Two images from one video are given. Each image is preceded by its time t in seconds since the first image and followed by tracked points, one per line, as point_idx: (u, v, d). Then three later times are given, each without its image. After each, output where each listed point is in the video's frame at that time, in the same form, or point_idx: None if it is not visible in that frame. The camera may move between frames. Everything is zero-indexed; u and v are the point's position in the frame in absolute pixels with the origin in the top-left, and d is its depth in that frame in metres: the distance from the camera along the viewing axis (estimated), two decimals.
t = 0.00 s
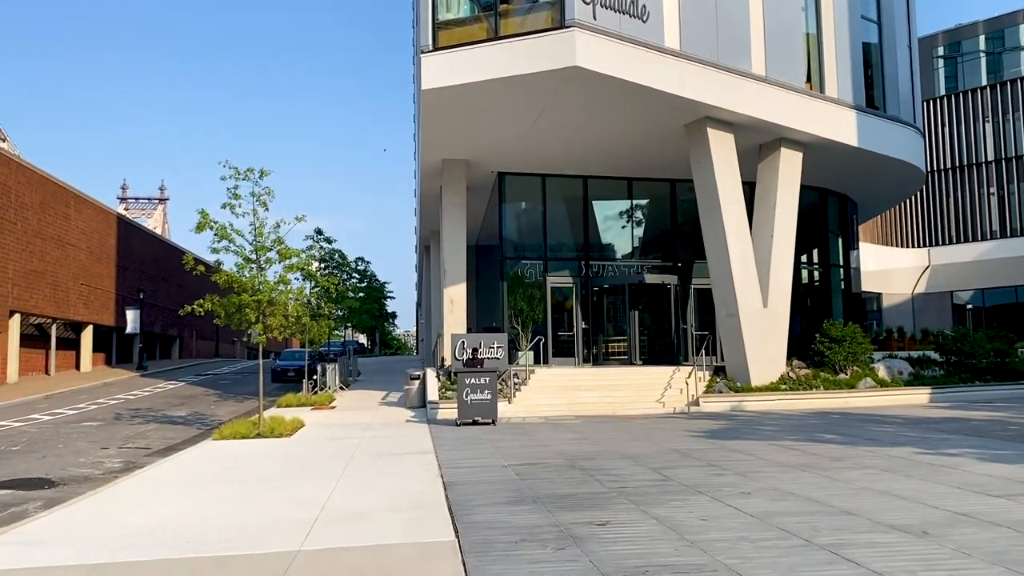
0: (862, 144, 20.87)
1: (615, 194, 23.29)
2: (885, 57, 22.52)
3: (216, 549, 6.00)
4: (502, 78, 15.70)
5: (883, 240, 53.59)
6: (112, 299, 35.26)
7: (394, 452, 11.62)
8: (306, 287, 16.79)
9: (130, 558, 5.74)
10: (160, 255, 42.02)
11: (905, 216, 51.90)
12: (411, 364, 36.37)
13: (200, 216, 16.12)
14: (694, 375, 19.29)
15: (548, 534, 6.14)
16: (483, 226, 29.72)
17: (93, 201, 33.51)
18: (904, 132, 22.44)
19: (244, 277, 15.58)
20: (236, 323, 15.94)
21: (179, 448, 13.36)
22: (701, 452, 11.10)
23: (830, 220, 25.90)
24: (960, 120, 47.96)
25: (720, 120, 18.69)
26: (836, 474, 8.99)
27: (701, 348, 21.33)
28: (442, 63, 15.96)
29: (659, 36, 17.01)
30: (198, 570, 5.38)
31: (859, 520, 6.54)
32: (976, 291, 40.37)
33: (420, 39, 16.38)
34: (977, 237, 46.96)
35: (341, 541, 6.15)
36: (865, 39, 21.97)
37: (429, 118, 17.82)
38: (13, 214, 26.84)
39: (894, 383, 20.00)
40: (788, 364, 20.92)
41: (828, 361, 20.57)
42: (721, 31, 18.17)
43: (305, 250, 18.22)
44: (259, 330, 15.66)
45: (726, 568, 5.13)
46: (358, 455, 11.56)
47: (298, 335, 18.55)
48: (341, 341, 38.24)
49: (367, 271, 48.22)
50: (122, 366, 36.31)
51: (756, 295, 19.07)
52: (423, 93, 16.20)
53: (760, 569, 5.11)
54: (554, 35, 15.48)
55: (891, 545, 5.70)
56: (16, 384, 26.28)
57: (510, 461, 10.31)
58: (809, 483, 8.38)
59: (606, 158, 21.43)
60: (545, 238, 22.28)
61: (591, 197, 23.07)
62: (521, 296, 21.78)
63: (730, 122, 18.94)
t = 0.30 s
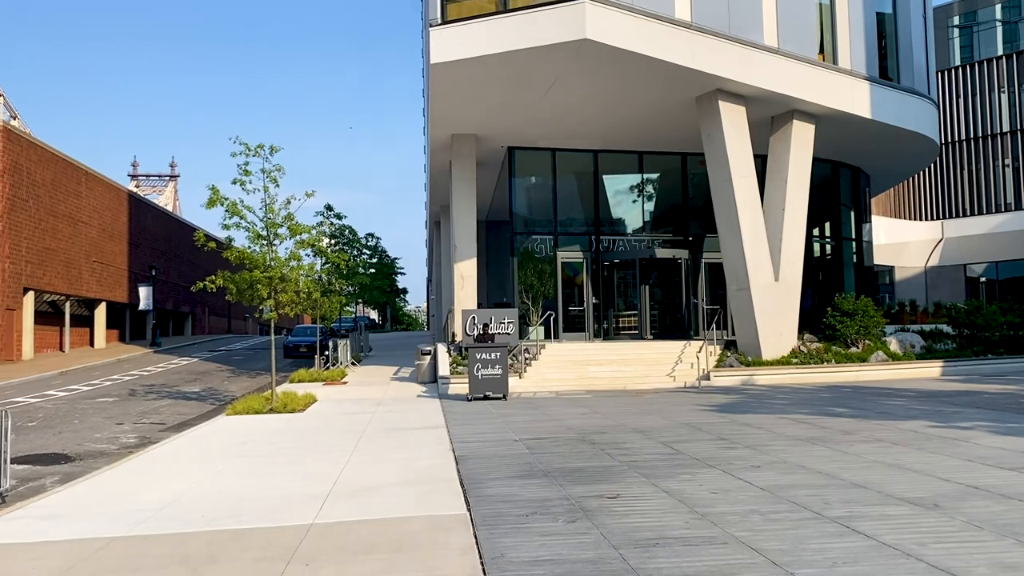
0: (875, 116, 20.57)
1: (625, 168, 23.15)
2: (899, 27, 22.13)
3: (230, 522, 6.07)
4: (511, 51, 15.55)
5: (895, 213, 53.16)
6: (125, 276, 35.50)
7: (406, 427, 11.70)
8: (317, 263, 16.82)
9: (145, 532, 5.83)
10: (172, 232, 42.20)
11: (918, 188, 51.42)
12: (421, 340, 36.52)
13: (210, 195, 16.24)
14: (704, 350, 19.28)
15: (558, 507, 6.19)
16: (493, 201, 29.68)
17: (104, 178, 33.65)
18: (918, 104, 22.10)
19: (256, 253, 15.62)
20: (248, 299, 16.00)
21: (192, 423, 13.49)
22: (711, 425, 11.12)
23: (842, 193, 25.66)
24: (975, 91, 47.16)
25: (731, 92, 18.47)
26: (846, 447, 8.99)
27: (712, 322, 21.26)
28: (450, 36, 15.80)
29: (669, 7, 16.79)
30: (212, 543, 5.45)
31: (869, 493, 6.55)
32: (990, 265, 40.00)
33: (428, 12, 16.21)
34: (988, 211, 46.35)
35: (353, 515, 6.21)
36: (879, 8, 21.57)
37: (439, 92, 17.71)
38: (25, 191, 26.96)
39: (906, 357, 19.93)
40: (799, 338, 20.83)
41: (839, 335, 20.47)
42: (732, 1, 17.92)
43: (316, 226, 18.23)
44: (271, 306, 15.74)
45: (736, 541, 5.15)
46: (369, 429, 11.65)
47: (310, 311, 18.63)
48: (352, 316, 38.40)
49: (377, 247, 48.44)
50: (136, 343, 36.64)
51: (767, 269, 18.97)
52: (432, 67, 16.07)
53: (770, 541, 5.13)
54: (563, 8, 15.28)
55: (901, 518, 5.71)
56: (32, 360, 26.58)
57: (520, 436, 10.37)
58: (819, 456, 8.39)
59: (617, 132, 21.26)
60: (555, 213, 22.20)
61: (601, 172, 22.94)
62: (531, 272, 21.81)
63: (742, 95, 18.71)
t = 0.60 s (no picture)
0: (888, 93, 20.32)
1: (635, 149, 23.01)
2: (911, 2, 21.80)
3: (244, 504, 6.14)
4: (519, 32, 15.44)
5: (907, 191, 52.70)
6: (137, 260, 35.67)
7: (417, 409, 11.76)
8: (327, 246, 16.85)
9: (162, 513, 5.91)
10: (182, 216, 42.34)
11: (930, 166, 50.90)
12: (431, 322, 36.59)
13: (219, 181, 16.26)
14: (715, 330, 19.25)
15: (569, 487, 6.22)
16: (502, 183, 29.60)
17: (115, 163, 33.75)
18: (931, 81, 21.82)
19: (266, 237, 15.65)
20: (259, 283, 16.06)
21: (205, 406, 13.59)
22: (721, 406, 11.13)
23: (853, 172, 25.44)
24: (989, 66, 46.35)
25: (742, 70, 18.29)
26: (857, 427, 8.97)
27: (722, 303, 21.19)
28: (457, 17, 15.69)
29: None
30: (226, 524, 5.51)
31: (880, 473, 6.54)
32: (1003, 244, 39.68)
33: None
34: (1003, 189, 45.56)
35: (366, 496, 6.27)
36: None
37: (446, 74, 17.60)
38: (36, 176, 27.08)
39: (917, 336, 19.82)
40: (810, 318, 20.74)
41: (851, 315, 20.36)
42: None
43: (325, 209, 18.22)
44: (281, 289, 15.80)
45: (747, 520, 5.17)
46: (381, 411, 11.73)
47: (320, 295, 18.67)
48: (363, 299, 38.51)
49: (386, 230, 48.56)
50: (148, 327, 36.88)
51: (778, 249, 18.87)
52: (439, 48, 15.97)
53: (780, 521, 5.13)
54: None
55: (912, 497, 5.70)
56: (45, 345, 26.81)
57: (531, 417, 10.40)
58: (829, 436, 8.38)
59: (626, 112, 21.12)
60: (565, 194, 22.12)
61: (611, 152, 22.81)
62: (540, 254, 21.81)
63: (753, 73, 18.52)
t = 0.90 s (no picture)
0: (901, 74, 20.07)
1: (646, 133, 22.87)
2: None
3: (262, 491, 6.17)
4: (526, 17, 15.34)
5: (920, 173, 52.18)
6: (149, 249, 35.87)
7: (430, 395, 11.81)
8: (338, 234, 16.90)
9: (179, 500, 5.97)
10: (194, 205, 42.54)
11: (944, 147, 50.30)
12: (443, 309, 36.65)
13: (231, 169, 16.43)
14: (727, 315, 19.20)
15: (583, 473, 6.22)
16: (511, 168, 29.53)
17: (126, 152, 33.90)
18: (945, 61, 21.54)
19: (277, 225, 15.69)
20: (272, 271, 16.12)
21: (220, 394, 13.69)
22: (734, 390, 11.11)
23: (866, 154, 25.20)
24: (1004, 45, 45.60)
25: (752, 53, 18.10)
26: (870, 410, 8.94)
27: (735, 287, 21.10)
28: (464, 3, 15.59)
29: None
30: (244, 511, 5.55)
31: (894, 456, 6.51)
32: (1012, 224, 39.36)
33: None
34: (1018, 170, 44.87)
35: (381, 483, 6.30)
36: None
37: (453, 60, 17.52)
38: (49, 166, 27.25)
39: (931, 319, 19.68)
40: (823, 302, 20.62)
41: (864, 298, 20.23)
42: None
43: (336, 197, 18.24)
44: (294, 278, 15.86)
45: (760, 504, 5.16)
46: (394, 398, 11.77)
47: (331, 282, 18.73)
48: (374, 286, 38.61)
49: (396, 217, 48.58)
50: (162, 315, 37.14)
51: (790, 232, 18.74)
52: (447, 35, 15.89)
53: (793, 505, 5.12)
54: None
55: (926, 480, 5.68)
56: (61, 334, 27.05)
57: (543, 403, 10.42)
58: (843, 420, 8.35)
59: (637, 96, 20.99)
60: (575, 179, 22.06)
61: (621, 136, 22.68)
62: (552, 239, 21.68)
63: (764, 55, 18.33)
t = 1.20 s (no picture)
0: (911, 64, 19.89)
1: (654, 124, 22.78)
2: None
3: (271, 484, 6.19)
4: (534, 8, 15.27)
5: (930, 163, 51.79)
6: (159, 245, 36.01)
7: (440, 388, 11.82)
8: (347, 228, 16.91)
9: (192, 493, 6.00)
10: (203, 200, 42.65)
11: (954, 137, 49.89)
12: (451, 303, 36.63)
13: (238, 162, 16.42)
14: (737, 306, 19.13)
15: (592, 465, 6.22)
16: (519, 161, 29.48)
17: (135, 148, 34.00)
18: (956, 49, 21.33)
19: (286, 219, 15.69)
20: (281, 265, 16.13)
21: (230, 388, 13.75)
22: (744, 382, 11.07)
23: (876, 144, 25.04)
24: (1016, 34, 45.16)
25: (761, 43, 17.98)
26: (881, 401, 8.89)
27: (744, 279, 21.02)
28: None
29: None
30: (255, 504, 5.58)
31: (904, 447, 6.48)
32: None
33: None
34: None
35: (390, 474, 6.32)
36: None
37: (460, 52, 17.44)
38: (58, 161, 27.37)
39: (942, 310, 19.55)
40: (832, 293, 20.52)
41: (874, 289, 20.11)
42: None
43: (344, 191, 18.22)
44: (303, 272, 15.86)
45: (770, 496, 5.14)
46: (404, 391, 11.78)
47: (340, 276, 18.76)
48: (383, 280, 38.64)
49: (404, 211, 48.56)
50: (172, 310, 37.27)
51: (800, 223, 18.63)
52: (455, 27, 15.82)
53: (803, 496, 5.11)
54: None
55: (937, 471, 5.66)
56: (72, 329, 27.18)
57: (553, 395, 10.42)
58: (854, 411, 8.32)
59: (644, 87, 20.90)
60: (583, 171, 22.01)
61: (629, 128, 22.59)
62: (560, 232, 21.62)
63: (772, 45, 18.20)
